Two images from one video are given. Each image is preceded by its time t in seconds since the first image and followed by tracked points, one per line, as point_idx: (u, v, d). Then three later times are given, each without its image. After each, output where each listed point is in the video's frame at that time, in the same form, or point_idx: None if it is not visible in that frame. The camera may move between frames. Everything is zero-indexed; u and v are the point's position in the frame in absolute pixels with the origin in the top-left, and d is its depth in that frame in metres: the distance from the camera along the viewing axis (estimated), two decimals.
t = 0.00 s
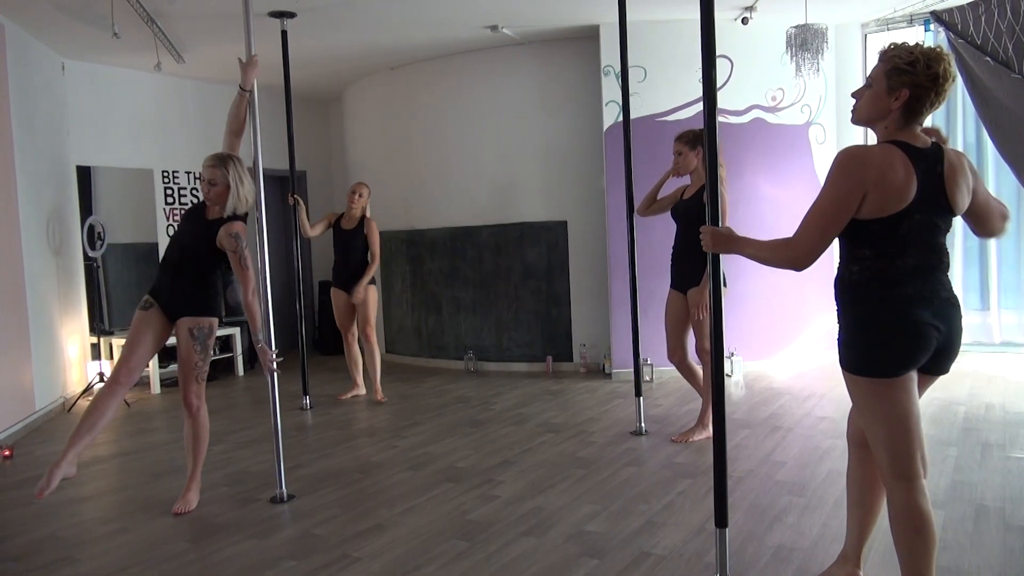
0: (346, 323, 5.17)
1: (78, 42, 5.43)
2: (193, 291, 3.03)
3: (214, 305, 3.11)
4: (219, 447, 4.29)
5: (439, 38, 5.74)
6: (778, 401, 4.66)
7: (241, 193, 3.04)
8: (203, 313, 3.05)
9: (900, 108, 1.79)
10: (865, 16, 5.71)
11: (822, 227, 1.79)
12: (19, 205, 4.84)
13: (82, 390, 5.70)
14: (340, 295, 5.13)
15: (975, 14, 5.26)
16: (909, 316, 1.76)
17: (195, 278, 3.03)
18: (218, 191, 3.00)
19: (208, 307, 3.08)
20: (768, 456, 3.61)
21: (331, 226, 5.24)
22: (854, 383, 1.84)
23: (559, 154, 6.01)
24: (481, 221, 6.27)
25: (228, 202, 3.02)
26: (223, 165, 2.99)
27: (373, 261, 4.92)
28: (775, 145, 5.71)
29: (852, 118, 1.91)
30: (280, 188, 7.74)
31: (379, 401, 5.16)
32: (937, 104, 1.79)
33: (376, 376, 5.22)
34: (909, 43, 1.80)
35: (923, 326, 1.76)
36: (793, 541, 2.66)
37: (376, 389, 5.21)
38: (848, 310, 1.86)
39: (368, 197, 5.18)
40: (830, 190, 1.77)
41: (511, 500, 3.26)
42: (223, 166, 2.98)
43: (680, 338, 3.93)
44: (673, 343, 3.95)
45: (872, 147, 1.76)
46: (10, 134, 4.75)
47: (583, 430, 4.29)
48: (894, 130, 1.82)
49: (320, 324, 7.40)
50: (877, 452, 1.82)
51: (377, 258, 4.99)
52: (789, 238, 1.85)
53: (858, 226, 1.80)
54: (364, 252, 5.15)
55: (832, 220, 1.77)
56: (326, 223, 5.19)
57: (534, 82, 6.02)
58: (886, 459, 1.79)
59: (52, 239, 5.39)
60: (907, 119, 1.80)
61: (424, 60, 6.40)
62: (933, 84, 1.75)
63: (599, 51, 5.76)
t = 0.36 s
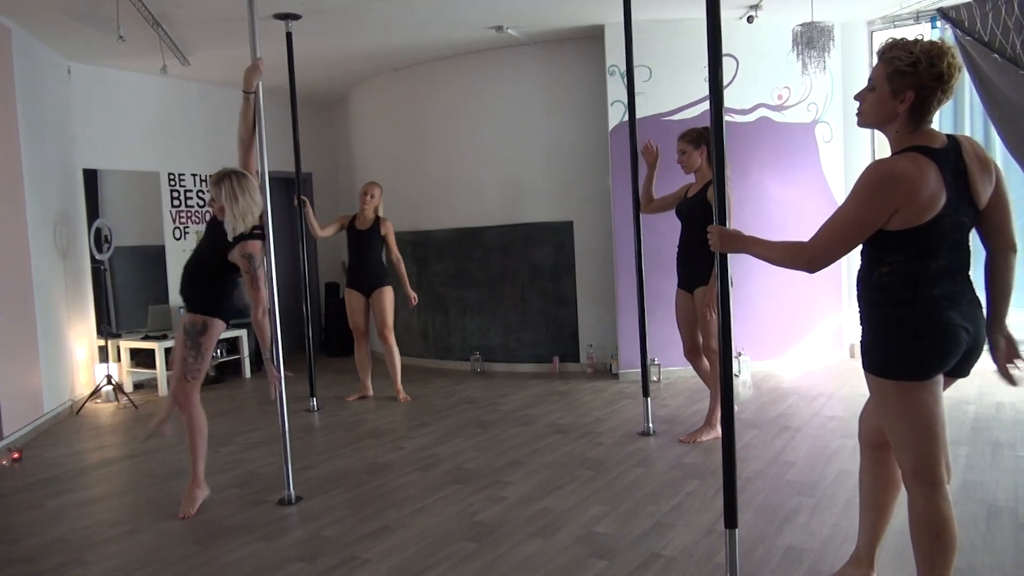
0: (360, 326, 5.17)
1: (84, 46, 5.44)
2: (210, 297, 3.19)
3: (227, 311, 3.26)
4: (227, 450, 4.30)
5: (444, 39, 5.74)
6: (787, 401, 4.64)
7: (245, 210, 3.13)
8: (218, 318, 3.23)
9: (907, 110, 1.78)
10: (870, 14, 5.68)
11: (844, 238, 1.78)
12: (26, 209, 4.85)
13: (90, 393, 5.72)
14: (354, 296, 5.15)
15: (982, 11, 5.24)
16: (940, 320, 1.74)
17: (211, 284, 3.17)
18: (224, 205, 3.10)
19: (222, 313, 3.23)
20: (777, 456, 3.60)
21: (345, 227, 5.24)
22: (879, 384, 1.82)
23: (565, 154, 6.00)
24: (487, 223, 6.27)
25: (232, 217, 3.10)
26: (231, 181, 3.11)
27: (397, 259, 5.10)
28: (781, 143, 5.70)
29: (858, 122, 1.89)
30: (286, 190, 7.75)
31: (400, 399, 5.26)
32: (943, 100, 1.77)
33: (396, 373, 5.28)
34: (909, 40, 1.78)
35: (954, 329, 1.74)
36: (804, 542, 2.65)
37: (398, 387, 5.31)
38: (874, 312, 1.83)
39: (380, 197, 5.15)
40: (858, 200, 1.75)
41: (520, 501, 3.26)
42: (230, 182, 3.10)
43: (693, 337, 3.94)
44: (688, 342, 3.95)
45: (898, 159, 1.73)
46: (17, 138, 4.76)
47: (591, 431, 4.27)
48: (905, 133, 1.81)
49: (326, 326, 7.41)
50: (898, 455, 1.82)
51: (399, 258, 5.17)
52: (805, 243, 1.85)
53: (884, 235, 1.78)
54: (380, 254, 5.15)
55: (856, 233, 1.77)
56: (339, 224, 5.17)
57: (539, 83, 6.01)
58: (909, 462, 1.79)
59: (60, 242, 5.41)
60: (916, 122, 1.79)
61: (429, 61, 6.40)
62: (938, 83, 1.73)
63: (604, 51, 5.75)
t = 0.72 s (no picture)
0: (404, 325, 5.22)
1: (130, 51, 5.56)
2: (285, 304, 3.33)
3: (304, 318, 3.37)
4: (269, 448, 4.37)
5: (481, 40, 5.75)
6: (830, 404, 4.56)
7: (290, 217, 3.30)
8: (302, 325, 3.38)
9: (967, 106, 1.73)
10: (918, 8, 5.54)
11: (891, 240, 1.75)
12: (75, 211, 4.98)
13: (136, 390, 5.86)
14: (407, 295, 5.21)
15: None
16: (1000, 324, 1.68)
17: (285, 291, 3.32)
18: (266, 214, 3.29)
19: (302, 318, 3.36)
20: (820, 461, 3.53)
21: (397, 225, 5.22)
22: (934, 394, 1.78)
23: (601, 154, 5.97)
24: (524, 223, 6.28)
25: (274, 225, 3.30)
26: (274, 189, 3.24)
27: (461, 251, 5.22)
28: (824, 141, 5.60)
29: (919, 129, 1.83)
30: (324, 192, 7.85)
31: (439, 400, 5.28)
32: (1004, 90, 1.71)
33: (437, 373, 5.32)
34: (954, 35, 1.74)
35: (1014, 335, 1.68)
36: (851, 548, 2.60)
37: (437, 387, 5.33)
38: (932, 315, 1.78)
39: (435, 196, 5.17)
40: (905, 202, 1.73)
41: (558, 503, 3.25)
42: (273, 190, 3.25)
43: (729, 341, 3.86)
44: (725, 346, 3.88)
45: (948, 158, 1.69)
46: (66, 142, 4.89)
47: (630, 433, 4.25)
48: (969, 130, 1.74)
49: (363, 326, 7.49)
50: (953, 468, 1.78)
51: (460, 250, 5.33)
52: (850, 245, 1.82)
53: (941, 237, 1.74)
54: (434, 253, 5.21)
55: (903, 234, 1.73)
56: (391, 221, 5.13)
57: (576, 83, 6.00)
58: (964, 478, 1.75)
59: (107, 243, 5.55)
60: (978, 117, 1.73)
61: (466, 62, 6.43)
62: (994, 72, 1.68)
63: (642, 50, 5.71)
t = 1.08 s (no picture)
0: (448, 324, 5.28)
1: (176, 53, 5.69)
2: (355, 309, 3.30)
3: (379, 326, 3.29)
4: (308, 443, 4.43)
5: (520, 40, 5.76)
6: (873, 409, 4.47)
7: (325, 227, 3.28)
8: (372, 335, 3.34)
9: None
10: (967, 5, 5.39)
11: (947, 241, 1.71)
12: (122, 209, 5.10)
13: (179, 385, 5.99)
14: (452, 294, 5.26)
15: None
16: None
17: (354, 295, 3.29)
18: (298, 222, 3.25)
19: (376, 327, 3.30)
20: (863, 467, 3.46)
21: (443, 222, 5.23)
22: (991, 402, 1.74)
23: (640, 155, 5.94)
24: (561, 223, 6.27)
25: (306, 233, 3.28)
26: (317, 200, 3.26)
27: (509, 243, 5.40)
28: (869, 140, 5.49)
29: (981, 130, 1.77)
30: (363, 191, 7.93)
31: (475, 399, 5.31)
32: None
33: (472, 374, 5.33)
34: (1012, 32, 1.68)
35: None
36: (897, 555, 2.53)
37: (472, 386, 5.36)
38: (992, 317, 1.72)
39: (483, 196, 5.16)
40: (959, 203, 1.69)
41: (594, 504, 3.23)
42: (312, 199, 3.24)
43: (771, 344, 3.81)
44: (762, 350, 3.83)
45: (1006, 160, 1.65)
46: (114, 142, 5.02)
47: (668, 435, 4.21)
48: None
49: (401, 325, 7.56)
50: (1010, 477, 1.75)
51: (505, 240, 5.47)
52: (903, 246, 1.77)
53: (997, 238, 1.68)
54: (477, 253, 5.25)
55: (956, 237, 1.70)
56: (437, 218, 5.14)
57: (615, 82, 5.97)
58: (1019, 490, 1.73)
59: (153, 241, 5.68)
60: None
61: (505, 63, 6.44)
62: None
63: (682, 49, 5.66)
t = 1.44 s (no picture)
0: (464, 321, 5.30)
1: (197, 51, 5.74)
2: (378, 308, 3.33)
3: (400, 327, 3.31)
4: (323, 440, 4.45)
5: (538, 39, 5.76)
6: (891, 411, 4.43)
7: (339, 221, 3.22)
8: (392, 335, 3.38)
9: None
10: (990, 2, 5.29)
11: (973, 240, 1.70)
12: (141, 206, 5.15)
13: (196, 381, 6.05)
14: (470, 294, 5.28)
15: None
16: None
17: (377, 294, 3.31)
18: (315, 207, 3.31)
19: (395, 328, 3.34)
20: (880, 469, 3.42)
21: (460, 218, 5.20)
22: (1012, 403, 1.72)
23: (657, 154, 5.92)
24: (578, 222, 6.26)
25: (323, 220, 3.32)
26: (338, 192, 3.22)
27: (523, 246, 5.42)
28: (889, 140, 5.44)
29: (1006, 129, 1.73)
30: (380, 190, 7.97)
31: (490, 398, 5.31)
32: None
33: (488, 372, 5.35)
34: None
35: None
36: (915, 558, 2.50)
37: (487, 385, 5.35)
38: (1015, 319, 1.70)
39: (502, 197, 5.14)
40: (984, 202, 1.69)
41: (608, 503, 3.23)
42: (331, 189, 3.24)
43: (787, 345, 3.78)
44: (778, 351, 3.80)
45: None
46: (133, 139, 5.07)
47: (683, 435, 4.20)
48: None
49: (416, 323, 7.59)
50: None
51: (521, 242, 5.47)
52: (927, 246, 1.75)
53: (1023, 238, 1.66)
54: (493, 251, 5.24)
55: (982, 236, 1.69)
56: (454, 216, 5.14)
57: (632, 81, 5.95)
58: None
59: (172, 238, 5.74)
60: None
61: (522, 62, 6.45)
62: None
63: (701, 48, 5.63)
